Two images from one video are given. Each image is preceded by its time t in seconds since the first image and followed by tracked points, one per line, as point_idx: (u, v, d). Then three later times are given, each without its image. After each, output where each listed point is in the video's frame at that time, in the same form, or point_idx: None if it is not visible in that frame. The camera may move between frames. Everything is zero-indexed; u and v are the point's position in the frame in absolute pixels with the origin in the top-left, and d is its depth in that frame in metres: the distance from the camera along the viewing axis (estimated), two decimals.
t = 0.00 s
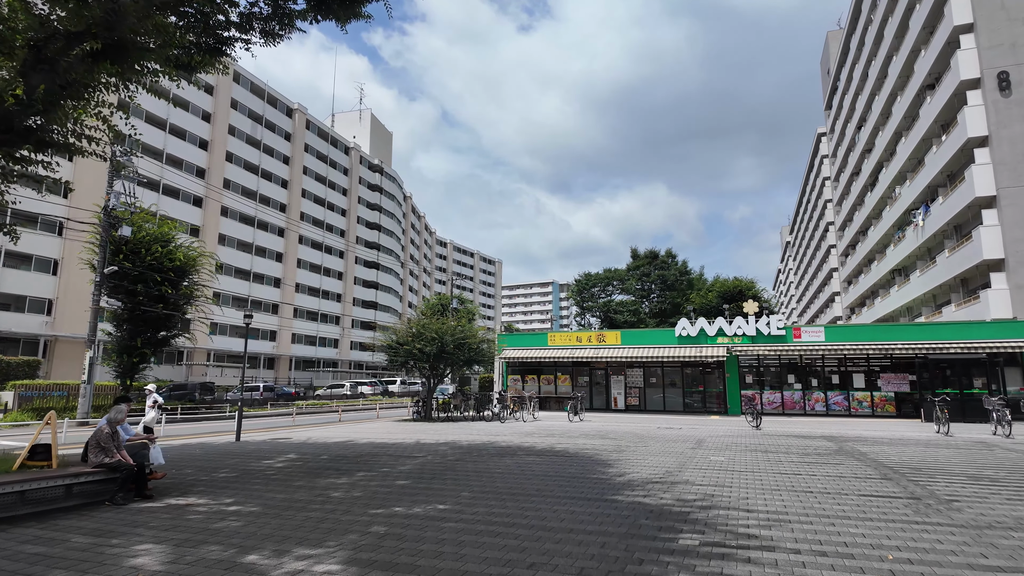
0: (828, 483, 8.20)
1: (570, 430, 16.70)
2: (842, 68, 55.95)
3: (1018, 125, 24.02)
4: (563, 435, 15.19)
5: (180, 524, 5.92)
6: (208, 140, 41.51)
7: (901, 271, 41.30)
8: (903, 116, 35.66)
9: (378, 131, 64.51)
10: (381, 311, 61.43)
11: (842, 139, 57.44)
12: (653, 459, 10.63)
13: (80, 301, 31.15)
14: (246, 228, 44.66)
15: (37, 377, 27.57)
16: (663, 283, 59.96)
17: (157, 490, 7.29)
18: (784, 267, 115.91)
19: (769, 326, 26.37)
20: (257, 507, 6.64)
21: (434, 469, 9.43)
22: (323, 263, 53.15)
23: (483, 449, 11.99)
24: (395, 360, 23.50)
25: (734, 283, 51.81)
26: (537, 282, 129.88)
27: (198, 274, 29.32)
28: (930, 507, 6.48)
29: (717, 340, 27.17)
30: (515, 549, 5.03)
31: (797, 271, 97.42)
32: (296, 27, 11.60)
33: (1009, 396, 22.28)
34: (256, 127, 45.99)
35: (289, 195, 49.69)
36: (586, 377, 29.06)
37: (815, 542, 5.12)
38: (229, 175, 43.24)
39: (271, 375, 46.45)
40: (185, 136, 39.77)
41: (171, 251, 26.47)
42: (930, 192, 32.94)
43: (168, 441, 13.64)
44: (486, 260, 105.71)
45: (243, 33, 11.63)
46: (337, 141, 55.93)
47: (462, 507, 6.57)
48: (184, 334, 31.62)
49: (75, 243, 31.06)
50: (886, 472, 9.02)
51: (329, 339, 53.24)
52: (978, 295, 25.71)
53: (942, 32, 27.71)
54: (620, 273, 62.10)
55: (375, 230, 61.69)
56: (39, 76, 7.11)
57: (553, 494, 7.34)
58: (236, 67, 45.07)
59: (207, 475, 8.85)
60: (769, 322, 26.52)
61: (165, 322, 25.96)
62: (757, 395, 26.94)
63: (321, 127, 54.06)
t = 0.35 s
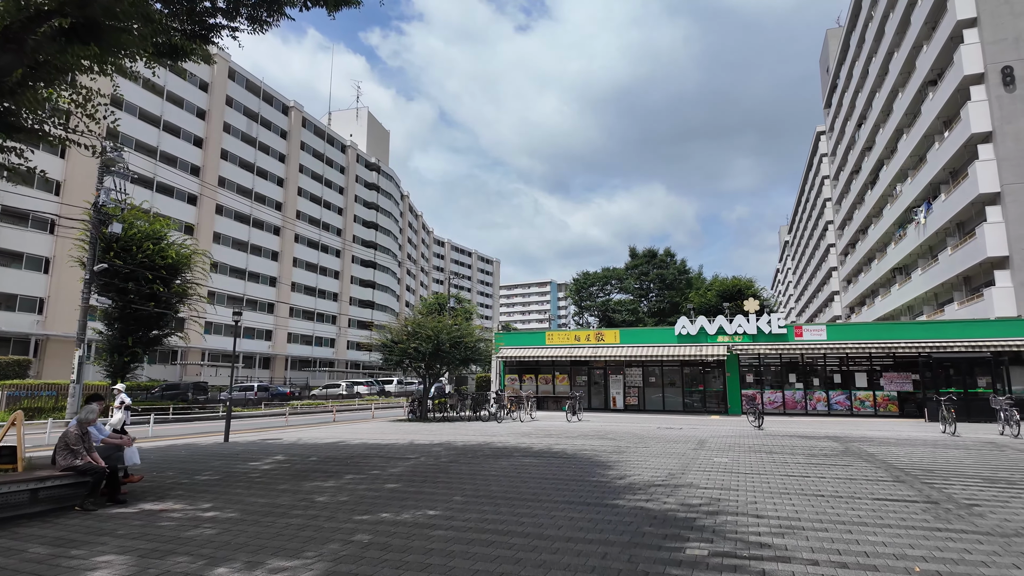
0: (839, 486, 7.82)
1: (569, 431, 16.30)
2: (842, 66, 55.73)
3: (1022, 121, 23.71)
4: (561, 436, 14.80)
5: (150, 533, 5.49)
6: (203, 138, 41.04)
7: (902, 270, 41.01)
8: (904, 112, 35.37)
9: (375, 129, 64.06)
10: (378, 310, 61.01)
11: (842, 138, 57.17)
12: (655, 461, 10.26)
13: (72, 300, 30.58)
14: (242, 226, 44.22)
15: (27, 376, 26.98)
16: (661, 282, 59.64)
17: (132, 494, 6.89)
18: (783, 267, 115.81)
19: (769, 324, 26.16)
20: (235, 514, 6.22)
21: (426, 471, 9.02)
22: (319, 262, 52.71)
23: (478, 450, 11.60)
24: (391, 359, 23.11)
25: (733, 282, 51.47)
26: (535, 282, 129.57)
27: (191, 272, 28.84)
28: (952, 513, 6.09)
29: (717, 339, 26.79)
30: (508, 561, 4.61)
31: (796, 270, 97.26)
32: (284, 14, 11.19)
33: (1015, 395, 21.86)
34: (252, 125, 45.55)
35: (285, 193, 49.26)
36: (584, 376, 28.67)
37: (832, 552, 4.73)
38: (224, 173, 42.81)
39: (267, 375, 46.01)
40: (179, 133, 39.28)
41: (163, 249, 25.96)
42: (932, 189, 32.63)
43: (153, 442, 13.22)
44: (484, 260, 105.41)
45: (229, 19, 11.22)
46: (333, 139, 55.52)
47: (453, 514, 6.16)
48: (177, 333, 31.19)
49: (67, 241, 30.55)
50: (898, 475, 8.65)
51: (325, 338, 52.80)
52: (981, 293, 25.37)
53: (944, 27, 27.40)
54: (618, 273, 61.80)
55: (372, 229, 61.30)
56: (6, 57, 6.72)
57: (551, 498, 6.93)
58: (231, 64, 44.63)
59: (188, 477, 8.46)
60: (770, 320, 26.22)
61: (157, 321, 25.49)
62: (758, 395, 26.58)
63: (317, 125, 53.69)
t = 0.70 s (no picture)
0: (855, 494, 7.43)
1: (569, 433, 15.89)
2: (845, 64, 55.34)
3: None
4: (562, 439, 14.38)
5: (122, 546, 5.09)
6: (201, 136, 40.64)
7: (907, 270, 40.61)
8: (909, 110, 34.99)
9: (374, 128, 63.70)
10: (377, 310, 60.68)
11: (844, 136, 56.81)
12: (659, 466, 9.88)
13: (67, 300, 29.88)
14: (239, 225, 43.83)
15: (21, 377, 26.43)
16: (662, 282, 59.25)
17: (109, 502, 6.48)
18: (783, 267, 115.46)
19: (774, 324, 25.77)
20: (216, 525, 5.83)
21: (421, 478, 8.62)
22: (317, 262, 52.34)
23: (477, 454, 11.20)
24: (388, 360, 22.71)
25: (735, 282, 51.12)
26: (535, 282, 129.17)
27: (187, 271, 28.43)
28: (982, 524, 5.70)
29: (720, 339, 26.40)
30: None
31: (796, 270, 96.90)
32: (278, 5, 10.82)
33: None
34: (250, 123, 45.17)
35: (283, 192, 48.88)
36: (585, 376, 28.27)
37: (861, 569, 4.34)
38: (222, 172, 42.42)
39: (264, 375, 45.65)
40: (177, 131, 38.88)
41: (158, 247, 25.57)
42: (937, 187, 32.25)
43: (140, 445, 12.78)
44: (483, 260, 105.08)
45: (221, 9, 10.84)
46: (332, 138, 55.16)
47: (449, 525, 5.77)
48: (173, 333, 30.81)
49: (62, 240, 29.95)
50: (917, 481, 8.27)
51: (323, 338, 52.44)
52: (988, 292, 24.98)
53: (951, 22, 27.03)
54: (619, 272, 61.44)
55: (371, 228, 60.98)
56: None
57: (553, 507, 6.55)
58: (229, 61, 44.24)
59: (171, 483, 8.05)
60: (774, 320, 25.84)
61: (152, 320, 25.12)
62: (761, 396, 26.20)
63: (315, 123, 53.31)
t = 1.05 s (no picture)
0: (880, 501, 7.03)
1: (575, 435, 15.47)
2: (850, 61, 54.87)
3: None
4: (566, 440, 13.97)
5: (95, 558, 4.70)
6: (200, 134, 40.30)
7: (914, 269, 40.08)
8: (917, 106, 34.55)
9: (375, 126, 63.34)
10: (378, 309, 60.35)
11: (849, 134, 56.33)
12: (670, 470, 9.49)
13: (65, 298, 29.38)
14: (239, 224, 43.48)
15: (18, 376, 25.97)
16: (665, 281, 58.82)
17: (89, 508, 6.09)
18: (786, 267, 114.82)
19: (781, 323, 25.34)
20: (200, 534, 5.43)
21: (422, 482, 8.22)
22: (318, 260, 51.98)
23: (479, 456, 10.81)
24: (388, 359, 22.33)
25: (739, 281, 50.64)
26: (536, 282, 128.68)
27: (185, 270, 28.03)
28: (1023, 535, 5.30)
29: (726, 338, 25.98)
30: None
31: (799, 270, 96.36)
32: None
33: None
34: (250, 121, 44.82)
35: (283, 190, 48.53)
36: (588, 376, 27.83)
37: None
38: (221, 170, 42.04)
39: (264, 375, 45.29)
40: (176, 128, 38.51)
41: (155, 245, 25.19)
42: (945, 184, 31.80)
43: (131, 446, 12.42)
44: (485, 260, 104.66)
45: None
46: (332, 136, 54.82)
47: (449, 535, 5.37)
48: (171, 332, 30.39)
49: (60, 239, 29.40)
50: (942, 487, 7.86)
51: (324, 338, 52.09)
52: (1000, 290, 24.51)
53: (961, 16, 26.58)
54: (621, 272, 61.00)
55: (372, 227, 60.64)
56: None
57: (561, 515, 6.15)
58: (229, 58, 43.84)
59: (159, 487, 7.67)
60: (780, 319, 25.41)
61: (149, 318, 24.74)
62: (768, 396, 25.78)
63: (316, 121, 52.97)
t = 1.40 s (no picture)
0: (910, 508, 6.62)
1: (580, 436, 15.06)
2: (856, 58, 54.44)
3: None
4: (572, 442, 13.57)
5: (71, 571, 4.32)
6: (201, 132, 40.01)
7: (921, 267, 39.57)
8: (926, 102, 34.13)
9: (377, 125, 63.05)
10: (380, 309, 60.07)
11: (855, 132, 55.87)
12: (682, 473, 9.12)
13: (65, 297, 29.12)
14: (241, 223, 43.21)
15: (16, 376, 25.63)
16: (669, 281, 58.36)
17: (69, 514, 5.75)
18: (790, 267, 114.10)
19: (789, 322, 24.92)
20: (185, 543, 5.05)
21: (424, 486, 7.82)
22: (320, 260, 51.73)
23: (484, 458, 10.42)
24: (389, 358, 22.00)
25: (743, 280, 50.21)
26: (538, 282, 128.32)
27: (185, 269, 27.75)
28: None
29: (733, 337, 25.58)
30: None
31: (803, 269, 95.80)
32: None
33: None
34: (251, 120, 44.57)
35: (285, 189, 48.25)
36: (592, 376, 27.40)
37: None
38: (223, 169, 41.77)
39: (265, 375, 45.01)
40: (176, 126, 38.17)
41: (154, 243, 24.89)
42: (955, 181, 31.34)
43: (126, 447, 12.09)
44: (487, 259, 104.41)
45: None
46: (334, 134, 54.59)
47: (452, 545, 4.99)
48: (171, 331, 30.11)
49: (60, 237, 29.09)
50: (972, 491, 7.46)
51: (325, 338, 51.83)
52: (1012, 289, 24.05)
53: (972, 10, 26.17)
54: (624, 271, 60.57)
55: (374, 227, 60.32)
56: None
57: (572, 523, 5.77)
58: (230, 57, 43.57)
59: (147, 491, 7.29)
60: (788, 317, 24.98)
61: (148, 317, 24.45)
62: (776, 396, 25.37)
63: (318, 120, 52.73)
